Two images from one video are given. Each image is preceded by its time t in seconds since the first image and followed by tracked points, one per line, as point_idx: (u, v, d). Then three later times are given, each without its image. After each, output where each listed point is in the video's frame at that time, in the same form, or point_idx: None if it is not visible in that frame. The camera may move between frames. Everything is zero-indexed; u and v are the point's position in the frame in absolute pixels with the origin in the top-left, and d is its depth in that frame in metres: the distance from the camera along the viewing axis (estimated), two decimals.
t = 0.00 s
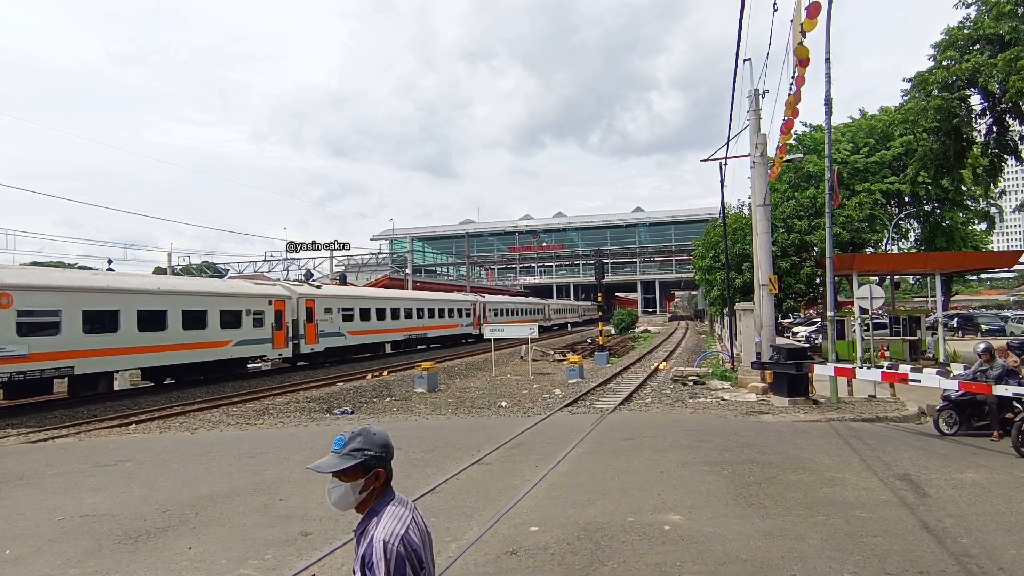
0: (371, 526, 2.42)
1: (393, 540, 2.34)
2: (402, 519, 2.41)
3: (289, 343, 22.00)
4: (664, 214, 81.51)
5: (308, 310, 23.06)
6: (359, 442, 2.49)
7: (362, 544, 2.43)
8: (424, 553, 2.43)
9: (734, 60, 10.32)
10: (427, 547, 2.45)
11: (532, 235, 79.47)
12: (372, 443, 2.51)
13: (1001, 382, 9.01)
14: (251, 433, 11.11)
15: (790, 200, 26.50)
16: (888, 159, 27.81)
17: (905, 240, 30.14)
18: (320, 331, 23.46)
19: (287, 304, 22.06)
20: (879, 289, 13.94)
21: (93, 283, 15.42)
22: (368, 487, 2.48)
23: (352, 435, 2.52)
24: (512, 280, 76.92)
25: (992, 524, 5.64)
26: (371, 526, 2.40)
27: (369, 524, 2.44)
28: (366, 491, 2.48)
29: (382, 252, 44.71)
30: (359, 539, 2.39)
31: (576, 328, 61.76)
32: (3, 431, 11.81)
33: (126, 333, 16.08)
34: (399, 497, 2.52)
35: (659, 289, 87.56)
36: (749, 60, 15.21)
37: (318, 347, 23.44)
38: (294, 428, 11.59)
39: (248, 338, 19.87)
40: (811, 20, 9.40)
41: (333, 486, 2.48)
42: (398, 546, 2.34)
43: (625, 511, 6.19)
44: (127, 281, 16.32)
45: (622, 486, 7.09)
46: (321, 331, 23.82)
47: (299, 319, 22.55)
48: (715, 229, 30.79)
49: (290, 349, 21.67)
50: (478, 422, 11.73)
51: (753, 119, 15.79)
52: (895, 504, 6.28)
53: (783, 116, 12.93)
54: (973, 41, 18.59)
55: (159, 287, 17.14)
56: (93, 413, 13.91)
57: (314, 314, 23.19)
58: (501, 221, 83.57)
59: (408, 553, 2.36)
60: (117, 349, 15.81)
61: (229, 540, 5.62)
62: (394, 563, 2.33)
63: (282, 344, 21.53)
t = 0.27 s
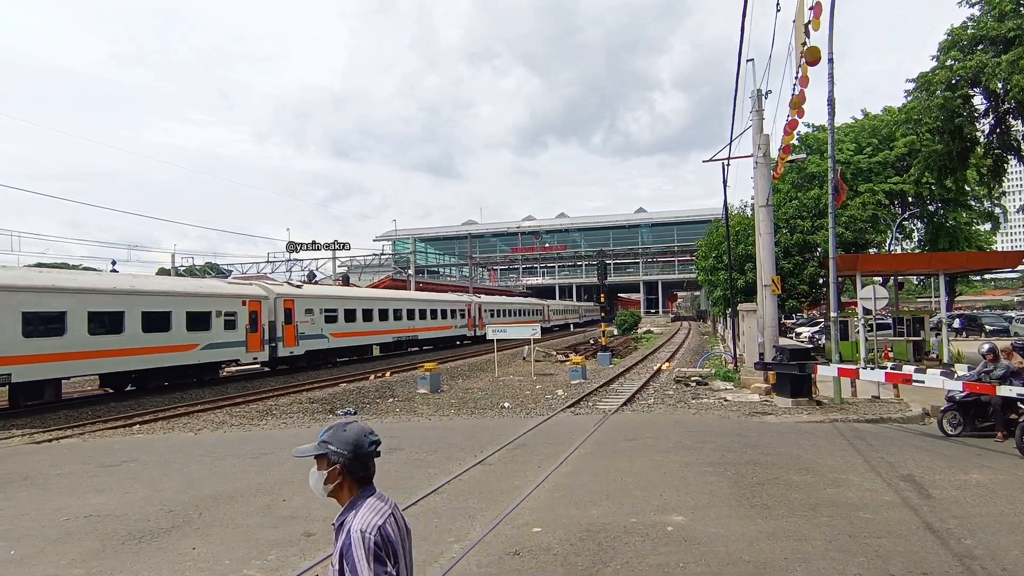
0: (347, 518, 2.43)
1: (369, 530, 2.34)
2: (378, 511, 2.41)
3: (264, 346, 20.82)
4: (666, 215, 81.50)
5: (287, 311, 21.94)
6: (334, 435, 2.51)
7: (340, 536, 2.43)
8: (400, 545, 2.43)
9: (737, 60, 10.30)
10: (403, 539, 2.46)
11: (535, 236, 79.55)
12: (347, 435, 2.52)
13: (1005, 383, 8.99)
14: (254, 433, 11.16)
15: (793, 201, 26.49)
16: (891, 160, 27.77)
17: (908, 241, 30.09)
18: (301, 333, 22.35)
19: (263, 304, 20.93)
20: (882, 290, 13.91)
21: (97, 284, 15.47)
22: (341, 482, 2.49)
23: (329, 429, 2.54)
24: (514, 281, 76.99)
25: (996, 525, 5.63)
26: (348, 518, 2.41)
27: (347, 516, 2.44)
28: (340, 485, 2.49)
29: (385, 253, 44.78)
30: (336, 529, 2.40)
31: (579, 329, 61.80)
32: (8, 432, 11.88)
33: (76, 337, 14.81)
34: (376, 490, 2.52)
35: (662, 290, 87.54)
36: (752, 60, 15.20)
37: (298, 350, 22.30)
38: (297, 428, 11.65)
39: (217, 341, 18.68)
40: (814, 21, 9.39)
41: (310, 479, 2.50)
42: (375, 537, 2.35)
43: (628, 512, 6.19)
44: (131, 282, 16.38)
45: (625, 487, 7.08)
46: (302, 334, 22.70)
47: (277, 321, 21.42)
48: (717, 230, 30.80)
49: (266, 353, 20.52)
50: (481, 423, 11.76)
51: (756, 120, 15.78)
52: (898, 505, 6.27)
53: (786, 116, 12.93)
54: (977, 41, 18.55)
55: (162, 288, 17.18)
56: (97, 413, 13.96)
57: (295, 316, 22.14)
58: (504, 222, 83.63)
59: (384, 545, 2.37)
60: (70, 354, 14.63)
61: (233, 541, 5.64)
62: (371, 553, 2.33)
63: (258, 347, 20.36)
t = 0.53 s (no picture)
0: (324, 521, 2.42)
1: (337, 534, 2.32)
2: (350, 514, 2.37)
3: (235, 350, 19.50)
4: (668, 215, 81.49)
5: (262, 312, 20.74)
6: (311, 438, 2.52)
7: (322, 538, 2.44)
8: (377, 546, 2.37)
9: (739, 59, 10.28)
10: (383, 540, 2.41)
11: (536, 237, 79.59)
12: (322, 438, 2.51)
13: (1009, 384, 8.96)
14: (256, 434, 11.18)
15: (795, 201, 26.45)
16: (894, 160, 27.73)
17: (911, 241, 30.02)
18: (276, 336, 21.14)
19: (235, 305, 19.67)
20: (885, 290, 13.88)
21: (99, 284, 15.49)
22: (322, 483, 2.50)
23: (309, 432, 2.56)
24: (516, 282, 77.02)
25: (1000, 526, 5.62)
26: (323, 521, 2.40)
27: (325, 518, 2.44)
28: (322, 487, 2.50)
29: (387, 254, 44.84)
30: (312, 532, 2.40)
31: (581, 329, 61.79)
32: (11, 432, 11.92)
33: (45, 339, 14.10)
34: (358, 491, 2.49)
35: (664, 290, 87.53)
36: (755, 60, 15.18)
37: (274, 353, 21.04)
38: (299, 428, 11.67)
39: (179, 345, 17.40)
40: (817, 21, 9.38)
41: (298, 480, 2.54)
42: (343, 540, 2.32)
43: (630, 513, 6.18)
44: (134, 283, 16.41)
45: (627, 488, 7.06)
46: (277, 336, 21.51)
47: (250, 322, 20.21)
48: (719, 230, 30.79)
49: (236, 356, 19.28)
50: (483, 423, 11.76)
51: (758, 120, 15.75)
52: (902, 506, 6.25)
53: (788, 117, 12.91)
54: (979, 41, 18.50)
55: (164, 289, 17.19)
56: (100, 413, 13.99)
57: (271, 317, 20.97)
58: (505, 223, 83.67)
59: (354, 549, 2.33)
60: (37, 358, 13.92)
61: (235, 541, 5.64)
62: (340, 557, 2.31)
63: (227, 351, 19.05)
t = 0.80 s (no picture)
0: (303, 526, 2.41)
1: (307, 542, 2.29)
2: (324, 521, 2.33)
3: (198, 354, 18.19)
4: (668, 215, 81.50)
5: (231, 312, 19.47)
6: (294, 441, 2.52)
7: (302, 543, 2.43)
8: (352, 555, 2.32)
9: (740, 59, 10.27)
10: (361, 549, 2.35)
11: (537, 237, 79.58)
12: (303, 442, 2.50)
13: (1009, 384, 8.96)
14: (256, 434, 11.18)
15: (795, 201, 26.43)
16: (894, 160, 27.72)
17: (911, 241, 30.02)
18: (247, 338, 19.79)
19: (199, 305, 18.33)
20: (885, 291, 13.88)
21: (99, 284, 15.48)
22: (304, 486, 2.48)
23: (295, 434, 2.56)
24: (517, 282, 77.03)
25: (1000, 526, 5.61)
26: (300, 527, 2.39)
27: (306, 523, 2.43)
28: (305, 491, 2.49)
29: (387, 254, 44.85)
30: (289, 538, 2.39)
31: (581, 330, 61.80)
32: (11, 432, 11.92)
33: (45, 340, 14.11)
34: (339, 497, 2.45)
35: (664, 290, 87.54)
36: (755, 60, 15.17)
37: (243, 356, 19.72)
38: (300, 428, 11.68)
39: (137, 348, 16.20)
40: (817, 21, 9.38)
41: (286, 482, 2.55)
42: (314, 550, 2.28)
43: (631, 513, 6.17)
44: (134, 283, 16.41)
45: (627, 489, 7.04)
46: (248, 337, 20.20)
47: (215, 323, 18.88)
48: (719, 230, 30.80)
49: (200, 360, 17.95)
50: (483, 423, 11.77)
51: (758, 120, 15.75)
52: (902, 506, 6.24)
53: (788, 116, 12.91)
54: (979, 41, 18.47)
55: (164, 289, 17.19)
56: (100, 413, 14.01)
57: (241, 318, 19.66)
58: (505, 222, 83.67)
59: (325, 559, 2.28)
60: (41, 358, 13.98)
61: (236, 541, 5.63)
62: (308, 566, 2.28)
63: (189, 354, 17.74)
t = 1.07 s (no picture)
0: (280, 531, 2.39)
1: (281, 548, 2.28)
2: (300, 528, 2.32)
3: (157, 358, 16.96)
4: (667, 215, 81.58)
5: (193, 312, 18.41)
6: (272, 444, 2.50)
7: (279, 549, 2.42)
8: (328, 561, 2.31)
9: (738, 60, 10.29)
10: (338, 554, 2.35)
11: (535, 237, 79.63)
12: (280, 445, 2.48)
13: (1007, 384, 8.98)
14: (254, 434, 11.18)
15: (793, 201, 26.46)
16: (892, 160, 27.77)
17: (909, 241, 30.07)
18: (210, 339, 18.78)
19: (155, 305, 17.12)
20: (883, 290, 13.90)
21: (98, 284, 15.46)
22: (281, 491, 2.47)
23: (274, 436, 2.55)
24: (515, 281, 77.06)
25: (998, 526, 5.63)
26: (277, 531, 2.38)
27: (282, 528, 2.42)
28: (282, 494, 2.47)
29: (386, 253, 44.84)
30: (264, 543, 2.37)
31: (580, 329, 61.83)
32: (10, 432, 11.92)
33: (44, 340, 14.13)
34: (317, 501, 2.44)
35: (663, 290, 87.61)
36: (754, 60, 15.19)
37: (206, 360, 18.68)
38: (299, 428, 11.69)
39: (90, 352, 15.09)
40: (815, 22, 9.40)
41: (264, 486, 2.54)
42: (288, 557, 2.27)
43: (630, 513, 6.18)
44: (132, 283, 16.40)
45: (626, 489, 7.05)
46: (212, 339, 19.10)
47: (176, 324, 17.83)
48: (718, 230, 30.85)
49: (157, 364, 16.70)
50: (482, 423, 11.78)
51: (757, 120, 15.77)
52: (900, 506, 6.25)
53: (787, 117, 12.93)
54: (977, 41, 18.49)
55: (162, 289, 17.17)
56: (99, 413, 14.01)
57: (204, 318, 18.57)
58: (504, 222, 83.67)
59: (300, 566, 2.27)
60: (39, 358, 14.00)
61: (235, 541, 5.63)
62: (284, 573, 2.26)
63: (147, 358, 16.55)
